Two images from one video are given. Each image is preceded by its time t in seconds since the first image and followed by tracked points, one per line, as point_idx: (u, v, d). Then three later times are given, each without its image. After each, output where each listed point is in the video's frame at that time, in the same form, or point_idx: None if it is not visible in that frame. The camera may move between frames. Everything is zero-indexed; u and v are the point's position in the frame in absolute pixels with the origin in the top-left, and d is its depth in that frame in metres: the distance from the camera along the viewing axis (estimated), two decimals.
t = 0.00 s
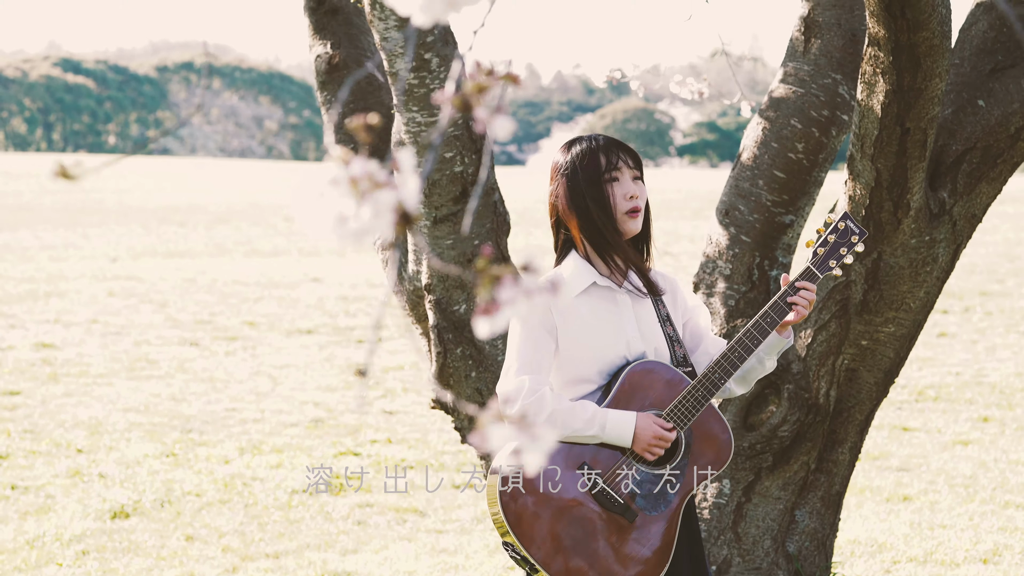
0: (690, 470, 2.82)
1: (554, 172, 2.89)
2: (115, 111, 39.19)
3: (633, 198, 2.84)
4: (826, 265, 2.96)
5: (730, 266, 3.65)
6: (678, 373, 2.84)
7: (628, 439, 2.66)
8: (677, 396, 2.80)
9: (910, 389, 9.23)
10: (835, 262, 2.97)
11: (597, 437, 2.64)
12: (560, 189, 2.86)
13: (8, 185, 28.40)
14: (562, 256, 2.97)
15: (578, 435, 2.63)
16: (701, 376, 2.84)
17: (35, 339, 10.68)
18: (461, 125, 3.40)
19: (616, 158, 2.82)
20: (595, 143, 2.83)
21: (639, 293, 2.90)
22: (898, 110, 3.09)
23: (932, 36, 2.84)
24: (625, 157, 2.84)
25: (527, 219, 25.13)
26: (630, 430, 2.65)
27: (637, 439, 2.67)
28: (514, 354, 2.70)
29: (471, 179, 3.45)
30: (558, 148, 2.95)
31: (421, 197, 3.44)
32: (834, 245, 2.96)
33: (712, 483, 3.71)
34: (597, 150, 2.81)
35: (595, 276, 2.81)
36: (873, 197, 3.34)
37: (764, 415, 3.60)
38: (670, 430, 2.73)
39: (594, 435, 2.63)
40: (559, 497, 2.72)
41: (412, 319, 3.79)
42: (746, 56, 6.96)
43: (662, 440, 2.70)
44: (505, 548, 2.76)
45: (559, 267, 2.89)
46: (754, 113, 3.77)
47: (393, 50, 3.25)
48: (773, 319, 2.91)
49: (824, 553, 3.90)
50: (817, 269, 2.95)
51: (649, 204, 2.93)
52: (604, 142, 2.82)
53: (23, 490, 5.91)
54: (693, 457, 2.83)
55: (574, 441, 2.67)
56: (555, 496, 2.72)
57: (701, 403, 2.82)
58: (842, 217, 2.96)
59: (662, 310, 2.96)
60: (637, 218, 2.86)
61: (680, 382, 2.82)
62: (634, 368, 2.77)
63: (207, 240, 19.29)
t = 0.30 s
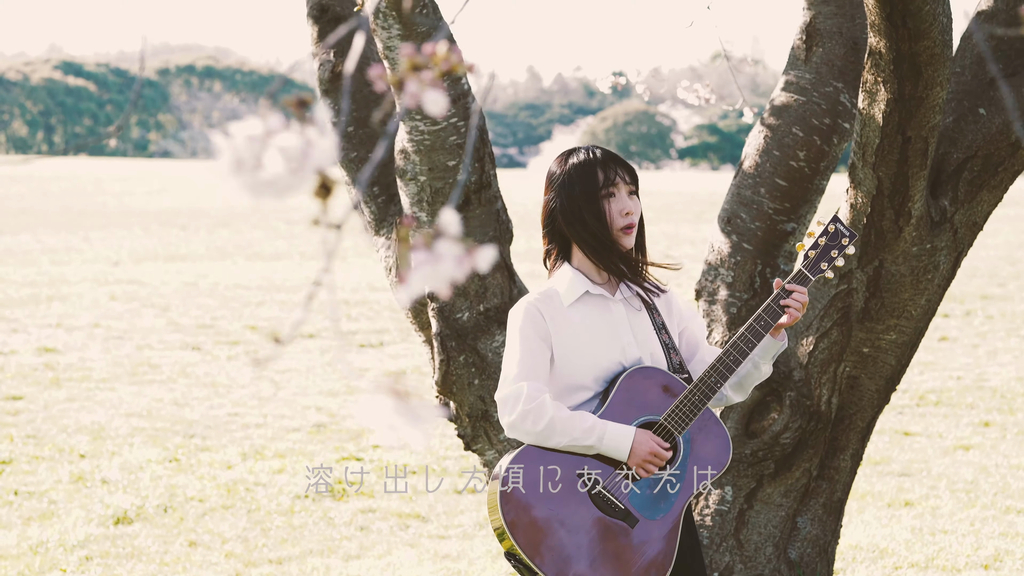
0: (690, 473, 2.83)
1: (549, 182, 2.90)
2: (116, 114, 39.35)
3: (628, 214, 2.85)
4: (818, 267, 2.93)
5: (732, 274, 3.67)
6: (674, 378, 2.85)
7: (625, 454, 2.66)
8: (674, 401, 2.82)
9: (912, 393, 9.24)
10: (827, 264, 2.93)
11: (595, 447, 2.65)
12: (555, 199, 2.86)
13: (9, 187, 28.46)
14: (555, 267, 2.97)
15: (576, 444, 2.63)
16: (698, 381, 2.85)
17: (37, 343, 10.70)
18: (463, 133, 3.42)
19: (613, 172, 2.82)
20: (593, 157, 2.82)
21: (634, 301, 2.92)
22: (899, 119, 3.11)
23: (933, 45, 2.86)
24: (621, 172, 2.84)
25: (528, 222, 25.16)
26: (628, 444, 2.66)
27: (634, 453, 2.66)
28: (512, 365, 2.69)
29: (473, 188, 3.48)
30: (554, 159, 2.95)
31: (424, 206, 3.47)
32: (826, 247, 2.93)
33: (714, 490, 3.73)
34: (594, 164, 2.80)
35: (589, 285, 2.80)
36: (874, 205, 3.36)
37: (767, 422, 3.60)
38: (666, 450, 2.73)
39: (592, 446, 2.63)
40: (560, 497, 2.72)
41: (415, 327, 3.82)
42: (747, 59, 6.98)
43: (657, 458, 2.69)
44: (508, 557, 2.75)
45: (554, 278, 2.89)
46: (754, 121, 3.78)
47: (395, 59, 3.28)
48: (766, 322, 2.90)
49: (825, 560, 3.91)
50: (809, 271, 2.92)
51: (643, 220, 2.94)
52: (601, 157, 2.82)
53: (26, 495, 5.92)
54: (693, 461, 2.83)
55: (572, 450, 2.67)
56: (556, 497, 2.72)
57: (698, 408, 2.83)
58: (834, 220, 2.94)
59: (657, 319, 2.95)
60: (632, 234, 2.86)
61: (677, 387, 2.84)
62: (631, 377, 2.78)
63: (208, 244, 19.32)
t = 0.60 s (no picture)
0: (690, 483, 2.85)
1: (550, 192, 2.91)
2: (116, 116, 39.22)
3: (629, 216, 2.86)
4: (822, 280, 2.95)
5: (734, 279, 3.68)
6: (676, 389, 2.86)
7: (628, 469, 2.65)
8: (676, 412, 2.83)
9: (914, 396, 9.24)
10: (830, 278, 2.95)
11: (598, 460, 2.65)
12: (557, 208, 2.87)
13: (12, 190, 28.52)
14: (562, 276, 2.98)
15: (580, 456, 2.63)
16: (700, 392, 2.86)
17: (39, 347, 10.71)
18: (465, 139, 3.44)
19: (611, 176, 2.83)
20: (590, 162, 2.83)
21: (636, 308, 2.93)
22: (901, 125, 3.12)
23: (935, 51, 2.87)
24: (618, 174, 2.85)
25: (530, 225, 25.18)
26: (631, 459, 2.65)
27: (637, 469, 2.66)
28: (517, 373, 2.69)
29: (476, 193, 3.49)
30: (552, 169, 2.96)
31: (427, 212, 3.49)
32: (830, 259, 2.95)
33: (716, 495, 3.75)
34: (592, 170, 2.81)
35: (592, 293, 2.81)
36: (876, 211, 3.37)
37: (768, 427, 3.63)
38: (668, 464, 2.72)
39: (595, 459, 2.63)
40: (559, 509, 2.73)
41: (418, 332, 3.84)
42: (749, 63, 6.99)
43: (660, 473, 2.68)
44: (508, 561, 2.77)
45: (558, 285, 2.91)
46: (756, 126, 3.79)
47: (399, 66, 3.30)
48: (769, 334, 2.91)
49: (827, 565, 3.91)
50: (813, 285, 2.94)
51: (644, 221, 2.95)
52: (599, 162, 2.83)
53: (30, 499, 5.92)
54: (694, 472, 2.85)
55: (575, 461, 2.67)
56: (555, 509, 2.72)
57: (700, 419, 2.85)
58: (837, 232, 2.95)
59: (658, 327, 2.95)
60: (633, 236, 2.88)
61: (679, 397, 2.85)
62: (635, 386, 2.79)
63: (210, 247, 19.36)
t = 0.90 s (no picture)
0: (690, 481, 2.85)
1: (547, 193, 2.91)
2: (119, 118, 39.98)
3: (628, 213, 2.86)
4: (821, 278, 2.95)
5: (732, 281, 3.69)
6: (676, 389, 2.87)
7: (632, 444, 2.68)
8: (676, 411, 2.84)
9: (913, 397, 9.24)
10: (830, 276, 2.96)
11: (600, 444, 2.66)
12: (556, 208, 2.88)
13: (13, 191, 28.56)
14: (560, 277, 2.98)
15: (581, 442, 2.65)
16: (700, 391, 2.87)
17: (40, 348, 10.73)
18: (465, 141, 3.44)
19: (609, 174, 2.83)
20: (587, 162, 2.84)
21: (634, 308, 2.93)
22: (899, 127, 3.13)
23: (932, 53, 2.88)
24: (616, 173, 2.85)
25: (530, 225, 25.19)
26: (632, 435, 2.68)
27: (640, 441, 2.69)
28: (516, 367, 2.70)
29: (474, 195, 3.49)
30: (549, 170, 2.97)
31: (425, 213, 3.49)
32: (830, 259, 2.96)
33: (714, 496, 3.76)
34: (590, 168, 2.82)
35: (592, 294, 2.82)
36: (874, 212, 3.38)
37: (766, 429, 3.64)
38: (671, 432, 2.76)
39: (597, 443, 2.65)
40: (560, 510, 2.73)
41: (416, 333, 3.85)
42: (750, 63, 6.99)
43: (665, 441, 2.72)
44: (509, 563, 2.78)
45: (556, 286, 2.91)
46: (754, 128, 3.80)
47: (399, 68, 3.31)
48: (769, 334, 2.92)
49: (825, 566, 3.92)
50: (812, 283, 2.94)
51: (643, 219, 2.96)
52: (595, 161, 2.84)
53: (30, 500, 5.94)
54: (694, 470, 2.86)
55: (576, 452, 2.69)
56: (556, 509, 2.73)
57: (700, 418, 2.86)
58: (835, 232, 2.96)
59: (657, 327, 2.95)
60: (633, 233, 2.88)
61: (679, 396, 2.86)
62: (633, 385, 2.80)
63: (211, 248, 19.38)
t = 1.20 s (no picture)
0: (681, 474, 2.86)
1: (537, 188, 2.91)
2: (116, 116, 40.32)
3: (617, 214, 2.87)
4: (806, 271, 2.95)
5: (723, 278, 3.70)
6: (664, 383, 2.87)
7: (618, 462, 2.67)
8: (664, 406, 2.84)
9: (908, 395, 9.25)
10: (815, 269, 2.95)
11: (586, 456, 2.66)
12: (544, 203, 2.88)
13: (11, 189, 28.56)
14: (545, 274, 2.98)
15: (570, 450, 2.64)
16: (688, 385, 2.87)
17: (35, 345, 10.73)
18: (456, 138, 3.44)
19: (600, 174, 2.84)
20: (580, 160, 2.85)
21: (621, 304, 2.94)
22: (889, 124, 3.12)
23: (922, 50, 2.87)
24: (608, 173, 2.87)
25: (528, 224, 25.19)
26: (620, 454, 2.66)
27: (626, 462, 2.67)
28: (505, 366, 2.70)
29: (465, 191, 3.48)
30: (538, 165, 2.97)
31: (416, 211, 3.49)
32: (814, 251, 2.94)
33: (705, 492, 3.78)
34: (582, 166, 2.83)
35: (579, 289, 2.82)
36: (864, 208, 3.38)
37: (756, 425, 3.64)
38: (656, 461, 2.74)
39: (584, 455, 2.64)
40: (549, 508, 2.74)
41: (407, 329, 3.86)
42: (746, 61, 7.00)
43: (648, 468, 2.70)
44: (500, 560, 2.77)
45: (542, 282, 2.92)
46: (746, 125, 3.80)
47: (389, 65, 3.33)
48: (756, 326, 2.93)
49: (816, 562, 3.93)
50: (797, 276, 2.95)
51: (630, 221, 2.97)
52: (587, 159, 2.84)
53: (24, 497, 5.94)
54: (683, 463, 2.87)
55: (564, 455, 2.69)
56: (545, 508, 2.73)
57: (689, 411, 2.86)
58: (819, 225, 2.92)
59: (645, 322, 2.96)
60: (621, 234, 2.90)
61: (667, 390, 2.86)
62: (622, 382, 2.80)
63: (208, 246, 19.39)
